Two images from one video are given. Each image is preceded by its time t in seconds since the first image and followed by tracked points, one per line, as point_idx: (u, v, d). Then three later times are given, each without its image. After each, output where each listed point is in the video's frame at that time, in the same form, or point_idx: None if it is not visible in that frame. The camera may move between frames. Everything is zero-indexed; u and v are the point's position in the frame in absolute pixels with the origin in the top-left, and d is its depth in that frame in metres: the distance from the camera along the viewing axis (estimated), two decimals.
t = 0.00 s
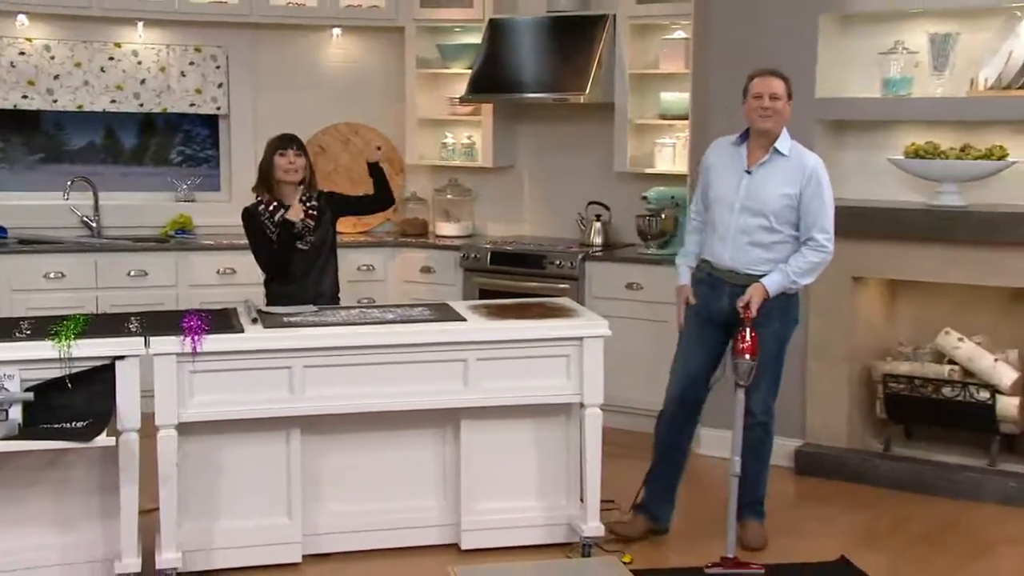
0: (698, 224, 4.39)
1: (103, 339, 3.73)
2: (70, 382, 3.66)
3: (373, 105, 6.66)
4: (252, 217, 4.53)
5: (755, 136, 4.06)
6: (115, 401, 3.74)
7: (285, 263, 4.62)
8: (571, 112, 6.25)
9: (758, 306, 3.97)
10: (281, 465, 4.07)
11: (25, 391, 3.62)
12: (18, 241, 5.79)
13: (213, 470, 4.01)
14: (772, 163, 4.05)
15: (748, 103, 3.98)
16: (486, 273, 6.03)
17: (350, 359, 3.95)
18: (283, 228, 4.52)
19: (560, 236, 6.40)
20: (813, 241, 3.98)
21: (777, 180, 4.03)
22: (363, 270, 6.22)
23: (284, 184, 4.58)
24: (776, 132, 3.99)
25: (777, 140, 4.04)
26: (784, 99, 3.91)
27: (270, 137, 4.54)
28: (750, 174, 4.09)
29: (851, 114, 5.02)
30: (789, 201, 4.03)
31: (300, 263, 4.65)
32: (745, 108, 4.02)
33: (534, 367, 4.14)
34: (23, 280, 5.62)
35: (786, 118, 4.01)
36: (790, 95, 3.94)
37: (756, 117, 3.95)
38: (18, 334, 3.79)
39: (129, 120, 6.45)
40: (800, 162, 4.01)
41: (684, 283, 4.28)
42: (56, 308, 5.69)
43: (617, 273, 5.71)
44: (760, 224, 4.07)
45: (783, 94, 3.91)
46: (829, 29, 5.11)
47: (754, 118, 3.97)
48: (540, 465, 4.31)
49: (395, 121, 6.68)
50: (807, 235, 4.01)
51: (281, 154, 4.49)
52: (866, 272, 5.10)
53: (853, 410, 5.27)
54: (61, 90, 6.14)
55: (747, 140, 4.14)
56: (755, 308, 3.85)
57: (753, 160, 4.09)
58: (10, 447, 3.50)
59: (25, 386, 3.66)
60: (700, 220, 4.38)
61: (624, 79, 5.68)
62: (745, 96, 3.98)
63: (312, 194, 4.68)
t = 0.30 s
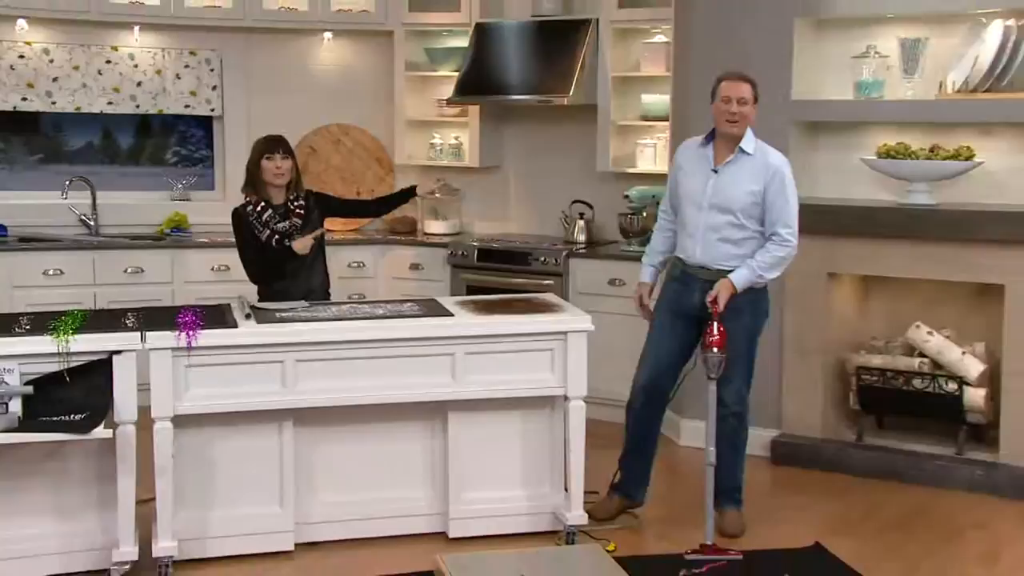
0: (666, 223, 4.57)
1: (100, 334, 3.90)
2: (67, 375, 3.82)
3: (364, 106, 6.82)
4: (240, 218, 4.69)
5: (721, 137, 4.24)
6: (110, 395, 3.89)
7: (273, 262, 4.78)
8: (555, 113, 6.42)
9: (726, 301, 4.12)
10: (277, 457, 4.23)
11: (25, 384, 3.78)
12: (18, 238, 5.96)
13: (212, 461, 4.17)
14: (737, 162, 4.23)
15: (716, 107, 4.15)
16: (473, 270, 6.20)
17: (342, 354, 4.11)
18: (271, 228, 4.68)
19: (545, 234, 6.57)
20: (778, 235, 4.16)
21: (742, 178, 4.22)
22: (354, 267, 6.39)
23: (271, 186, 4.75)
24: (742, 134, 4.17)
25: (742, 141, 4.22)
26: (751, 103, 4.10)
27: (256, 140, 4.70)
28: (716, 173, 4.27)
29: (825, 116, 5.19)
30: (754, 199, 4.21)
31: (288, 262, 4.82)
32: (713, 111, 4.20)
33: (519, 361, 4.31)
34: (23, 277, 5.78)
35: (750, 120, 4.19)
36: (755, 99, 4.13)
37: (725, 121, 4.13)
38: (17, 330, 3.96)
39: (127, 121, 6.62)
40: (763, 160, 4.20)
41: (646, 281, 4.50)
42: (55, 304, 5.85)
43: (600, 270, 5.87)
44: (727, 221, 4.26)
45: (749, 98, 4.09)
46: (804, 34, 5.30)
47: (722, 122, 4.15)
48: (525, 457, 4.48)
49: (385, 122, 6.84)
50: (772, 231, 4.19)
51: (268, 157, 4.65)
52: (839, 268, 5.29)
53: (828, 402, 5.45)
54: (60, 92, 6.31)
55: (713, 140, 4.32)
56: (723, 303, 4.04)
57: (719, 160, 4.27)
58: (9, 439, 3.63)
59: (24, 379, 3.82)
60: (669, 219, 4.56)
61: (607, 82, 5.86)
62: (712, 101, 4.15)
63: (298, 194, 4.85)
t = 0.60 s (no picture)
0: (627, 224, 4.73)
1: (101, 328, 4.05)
2: (70, 369, 3.98)
3: (358, 107, 6.98)
4: (237, 215, 4.86)
5: (678, 135, 4.41)
6: (112, 386, 4.05)
7: (270, 258, 4.95)
8: (544, 114, 6.60)
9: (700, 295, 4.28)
10: (275, 447, 4.40)
11: (30, 377, 3.95)
12: (22, 235, 6.13)
13: (213, 450, 4.34)
14: (694, 159, 4.41)
15: (675, 101, 4.29)
16: (463, 265, 6.37)
17: (338, 348, 4.29)
18: (268, 225, 4.85)
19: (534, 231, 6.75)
20: (739, 227, 4.35)
21: (700, 174, 4.40)
22: (349, 263, 6.57)
23: (268, 185, 4.91)
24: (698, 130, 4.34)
25: (697, 136, 4.39)
26: (709, 101, 4.25)
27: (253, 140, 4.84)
28: (674, 171, 4.44)
29: (804, 117, 5.38)
30: (712, 193, 4.39)
31: (284, 258, 4.99)
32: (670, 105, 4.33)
33: (508, 354, 4.49)
34: (26, 273, 5.95)
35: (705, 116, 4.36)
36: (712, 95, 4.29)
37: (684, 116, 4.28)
38: (21, 324, 4.12)
39: (128, 122, 6.80)
40: (719, 155, 4.39)
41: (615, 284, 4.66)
42: (59, 299, 6.02)
43: (586, 266, 6.04)
44: (688, 217, 4.43)
45: (708, 96, 4.25)
46: (784, 38, 5.48)
47: (681, 117, 4.29)
48: (515, 446, 4.66)
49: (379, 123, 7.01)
50: (732, 223, 4.38)
51: (266, 157, 4.80)
52: (818, 265, 5.47)
53: (807, 394, 5.64)
54: (63, 93, 6.48)
55: (670, 139, 4.49)
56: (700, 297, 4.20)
57: (676, 158, 4.44)
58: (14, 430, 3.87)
59: (29, 372, 3.98)
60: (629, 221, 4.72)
61: (594, 84, 6.04)
62: (672, 95, 4.28)
63: (294, 192, 5.00)
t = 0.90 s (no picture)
0: (594, 225, 4.91)
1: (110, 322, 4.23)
2: (80, 361, 4.17)
3: (359, 108, 7.16)
4: (241, 212, 5.05)
5: (634, 134, 4.59)
6: (121, 379, 4.25)
7: (273, 255, 5.13)
8: (538, 114, 6.78)
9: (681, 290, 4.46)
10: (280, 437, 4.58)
11: (41, 369, 4.11)
12: (33, 232, 6.31)
13: (220, 439, 4.53)
14: (652, 155, 4.59)
15: (623, 102, 4.48)
16: (460, 261, 6.55)
17: (340, 341, 4.47)
18: (270, 222, 5.05)
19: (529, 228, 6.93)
20: (704, 216, 4.53)
21: (659, 168, 4.57)
22: (350, 258, 6.77)
23: (270, 184, 5.10)
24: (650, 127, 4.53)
25: (651, 132, 4.58)
26: (655, 99, 4.44)
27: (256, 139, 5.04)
28: (635, 168, 4.62)
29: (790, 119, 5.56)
30: (673, 186, 4.57)
31: (288, 255, 5.16)
32: (620, 106, 4.53)
33: (504, 347, 4.67)
34: (37, 268, 6.13)
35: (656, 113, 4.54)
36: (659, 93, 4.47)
37: (633, 115, 4.47)
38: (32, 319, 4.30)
39: (136, 122, 6.98)
40: (675, 148, 4.57)
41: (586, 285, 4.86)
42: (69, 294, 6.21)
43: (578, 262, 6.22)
44: (653, 212, 4.60)
45: (654, 94, 4.44)
46: (771, 42, 5.66)
47: (631, 117, 4.48)
48: (510, 436, 4.85)
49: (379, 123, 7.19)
50: (696, 213, 4.55)
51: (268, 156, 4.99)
52: (803, 260, 5.66)
53: (794, 386, 5.83)
54: (73, 94, 6.66)
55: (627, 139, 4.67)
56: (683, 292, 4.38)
57: (635, 156, 4.62)
58: (26, 420, 4.02)
59: (41, 364, 4.16)
60: (596, 222, 4.90)
61: (587, 85, 6.23)
62: (619, 98, 4.49)
63: (297, 190, 5.17)
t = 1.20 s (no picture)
0: (570, 224, 5.09)
1: (121, 317, 4.41)
2: (93, 354, 4.35)
3: (363, 108, 7.35)
4: (249, 205, 5.24)
5: (603, 136, 4.77)
6: (133, 372, 4.43)
7: (278, 249, 5.31)
8: (537, 115, 6.96)
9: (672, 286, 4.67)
10: (287, 427, 4.77)
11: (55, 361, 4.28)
12: (49, 230, 6.51)
13: (229, 429, 4.71)
14: (623, 156, 4.77)
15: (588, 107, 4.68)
16: (460, 258, 6.73)
17: (345, 335, 4.66)
18: (276, 217, 5.23)
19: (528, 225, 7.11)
20: (675, 211, 4.70)
21: (630, 168, 4.75)
22: (354, 255, 6.95)
23: (279, 177, 5.30)
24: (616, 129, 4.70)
25: (619, 134, 4.75)
26: (616, 101, 4.62)
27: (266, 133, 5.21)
28: (607, 169, 4.80)
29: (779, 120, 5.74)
30: (645, 184, 4.75)
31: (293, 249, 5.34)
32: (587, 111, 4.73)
33: (502, 341, 4.86)
34: (51, 265, 6.32)
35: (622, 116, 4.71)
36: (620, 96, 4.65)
37: (596, 119, 4.66)
38: (49, 313, 4.48)
39: (147, 123, 7.17)
40: (644, 148, 4.75)
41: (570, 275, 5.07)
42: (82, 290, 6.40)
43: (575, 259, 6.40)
44: (627, 210, 4.78)
45: (615, 97, 4.62)
46: (762, 46, 5.84)
47: (595, 120, 4.67)
48: (508, 427, 5.03)
49: (382, 123, 7.38)
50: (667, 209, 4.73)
51: (275, 148, 5.16)
52: (793, 257, 5.84)
53: (784, 379, 6.01)
54: (87, 96, 6.87)
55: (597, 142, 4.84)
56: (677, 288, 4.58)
57: (605, 158, 4.80)
58: (43, 411, 4.18)
59: (56, 358, 4.32)
60: (572, 221, 5.07)
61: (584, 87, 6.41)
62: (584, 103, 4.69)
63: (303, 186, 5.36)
